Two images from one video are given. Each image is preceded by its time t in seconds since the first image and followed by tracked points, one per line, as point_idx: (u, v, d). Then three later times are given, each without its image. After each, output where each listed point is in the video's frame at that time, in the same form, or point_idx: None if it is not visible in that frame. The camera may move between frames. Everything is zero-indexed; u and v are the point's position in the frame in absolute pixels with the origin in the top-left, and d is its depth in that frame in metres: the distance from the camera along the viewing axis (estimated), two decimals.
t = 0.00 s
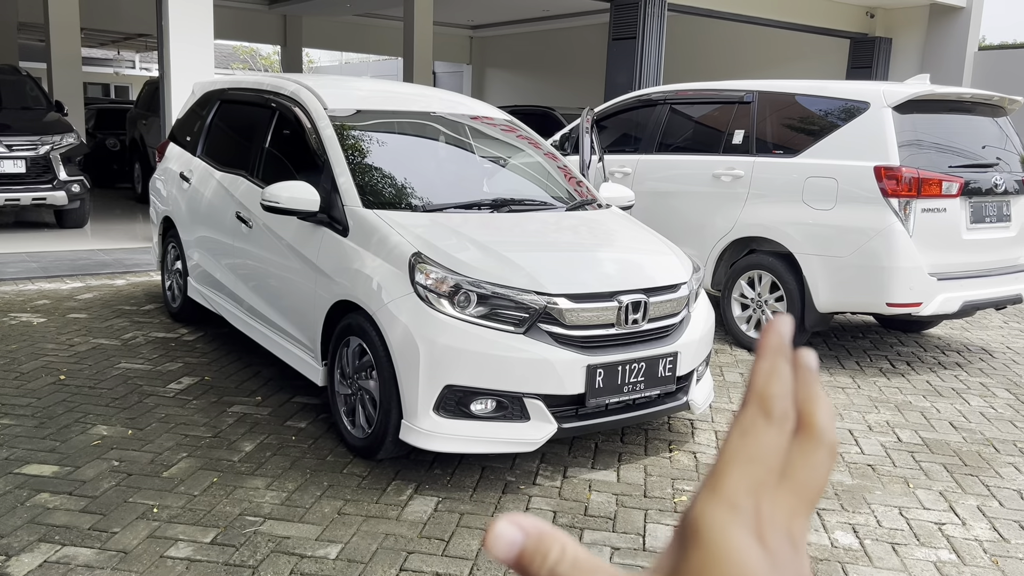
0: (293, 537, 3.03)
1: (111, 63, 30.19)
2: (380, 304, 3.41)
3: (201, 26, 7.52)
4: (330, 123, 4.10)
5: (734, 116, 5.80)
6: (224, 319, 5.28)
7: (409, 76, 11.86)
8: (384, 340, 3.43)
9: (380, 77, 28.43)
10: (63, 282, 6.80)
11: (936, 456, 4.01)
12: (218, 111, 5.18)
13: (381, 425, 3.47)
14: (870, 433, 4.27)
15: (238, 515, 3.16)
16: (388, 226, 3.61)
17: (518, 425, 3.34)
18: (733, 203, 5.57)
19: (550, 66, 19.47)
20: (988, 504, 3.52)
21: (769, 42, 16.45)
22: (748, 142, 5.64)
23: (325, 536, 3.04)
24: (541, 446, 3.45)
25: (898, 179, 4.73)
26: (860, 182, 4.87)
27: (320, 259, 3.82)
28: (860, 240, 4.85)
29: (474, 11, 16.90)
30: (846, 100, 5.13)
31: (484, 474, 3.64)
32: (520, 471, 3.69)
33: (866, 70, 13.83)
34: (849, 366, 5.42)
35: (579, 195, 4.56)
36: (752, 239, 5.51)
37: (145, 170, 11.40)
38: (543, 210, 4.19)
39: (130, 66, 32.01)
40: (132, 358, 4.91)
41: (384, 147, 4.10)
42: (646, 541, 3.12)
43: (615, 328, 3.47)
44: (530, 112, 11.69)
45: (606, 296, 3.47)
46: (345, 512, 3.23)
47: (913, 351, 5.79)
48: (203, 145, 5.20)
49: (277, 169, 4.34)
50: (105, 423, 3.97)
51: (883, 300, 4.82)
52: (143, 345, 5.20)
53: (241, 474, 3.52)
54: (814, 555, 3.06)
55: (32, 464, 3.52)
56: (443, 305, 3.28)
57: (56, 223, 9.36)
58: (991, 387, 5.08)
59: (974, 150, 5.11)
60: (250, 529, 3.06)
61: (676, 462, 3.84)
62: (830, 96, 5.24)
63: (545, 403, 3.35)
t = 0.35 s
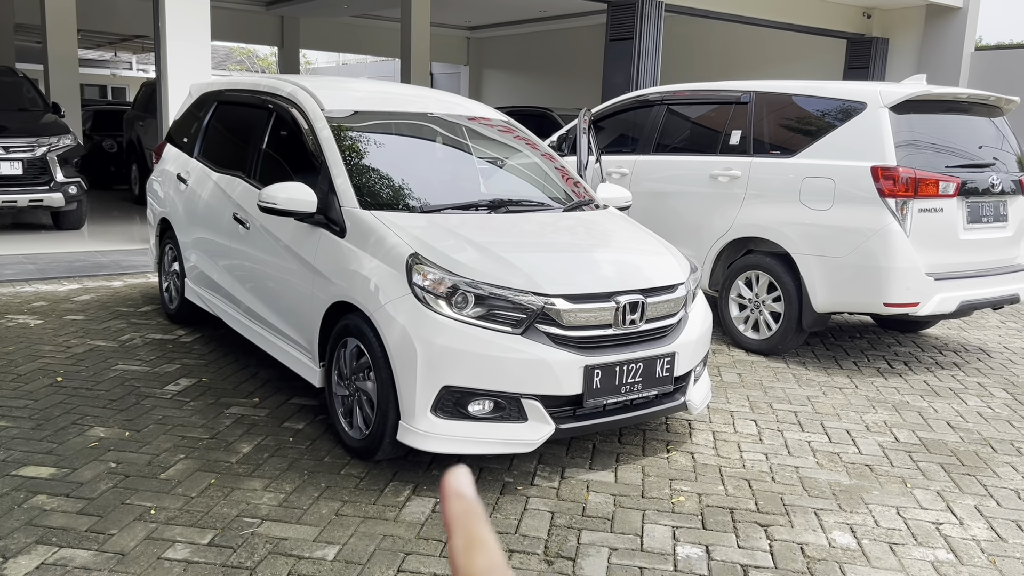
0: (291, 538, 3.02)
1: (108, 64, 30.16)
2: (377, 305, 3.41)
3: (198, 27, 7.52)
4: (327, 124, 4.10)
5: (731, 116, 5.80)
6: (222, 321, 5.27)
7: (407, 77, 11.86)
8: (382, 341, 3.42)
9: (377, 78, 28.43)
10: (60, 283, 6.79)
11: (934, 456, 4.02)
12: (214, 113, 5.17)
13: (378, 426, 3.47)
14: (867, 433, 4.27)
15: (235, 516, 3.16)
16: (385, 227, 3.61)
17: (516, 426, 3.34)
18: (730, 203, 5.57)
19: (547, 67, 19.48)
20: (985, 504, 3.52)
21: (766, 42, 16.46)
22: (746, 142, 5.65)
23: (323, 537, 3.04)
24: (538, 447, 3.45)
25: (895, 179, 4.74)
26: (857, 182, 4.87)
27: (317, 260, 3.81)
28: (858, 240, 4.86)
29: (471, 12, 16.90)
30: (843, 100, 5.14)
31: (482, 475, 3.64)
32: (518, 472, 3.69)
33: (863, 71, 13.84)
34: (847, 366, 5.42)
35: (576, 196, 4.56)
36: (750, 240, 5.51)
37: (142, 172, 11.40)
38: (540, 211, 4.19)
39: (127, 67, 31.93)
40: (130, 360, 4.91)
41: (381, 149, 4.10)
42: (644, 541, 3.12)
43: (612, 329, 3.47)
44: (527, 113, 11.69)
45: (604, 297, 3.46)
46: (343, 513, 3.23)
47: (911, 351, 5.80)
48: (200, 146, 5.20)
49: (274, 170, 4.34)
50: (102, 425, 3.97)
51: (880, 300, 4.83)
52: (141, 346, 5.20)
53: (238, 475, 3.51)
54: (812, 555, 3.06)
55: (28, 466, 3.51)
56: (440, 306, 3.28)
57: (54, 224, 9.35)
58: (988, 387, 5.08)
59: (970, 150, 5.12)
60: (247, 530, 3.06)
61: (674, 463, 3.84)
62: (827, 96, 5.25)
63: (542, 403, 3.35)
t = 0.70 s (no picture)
0: (290, 539, 3.02)
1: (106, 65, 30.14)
2: (376, 305, 3.41)
3: (196, 28, 7.51)
4: (325, 125, 4.10)
5: (728, 117, 5.81)
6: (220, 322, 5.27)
7: (405, 78, 11.85)
8: (380, 342, 3.42)
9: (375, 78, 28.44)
10: (58, 285, 6.78)
11: (932, 456, 4.02)
12: (212, 114, 5.17)
13: (377, 427, 3.47)
14: (865, 433, 4.28)
15: (234, 517, 3.16)
16: (383, 228, 3.61)
17: (514, 426, 3.35)
18: (728, 204, 5.57)
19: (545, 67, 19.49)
20: (983, 504, 3.53)
21: (764, 43, 16.47)
22: (743, 143, 5.65)
23: (321, 538, 3.04)
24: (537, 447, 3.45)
25: (893, 179, 4.75)
26: (855, 183, 4.88)
27: (315, 261, 3.81)
28: (855, 240, 4.86)
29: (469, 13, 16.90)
30: (841, 100, 5.15)
31: (480, 475, 3.64)
32: (516, 473, 3.69)
33: (861, 71, 13.85)
34: (845, 366, 5.43)
35: (574, 196, 4.56)
36: (748, 240, 5.51)
37: (140, 173, 11.39)
38: (539, 212, 4.19)
39: (124, 69, 31.88)
40: (128, 361, 4.90)
41: (379, 149, 4.10)
42: (643, 542, 3.12)
43: (611, 329, 3.47)
44: (526, 113, 11.69)
45: (602, 297, 3.46)
46: (342, 514, 3.23)
47: (909, 351, 5.80)
48: (198, 147, 5.19)
49: (272, 171, 4.34)
50: (100, 426, 3.96)
51: (878, 300, 4.83)
52: (139, 347, 5.20)
53: (237, 476, 3.51)
54: (810, 555, 3.06)
55: (26, 468, 3.50)
56: (438, 306, 3.28)
57: (51, 226, 9.34)
58: (986, 387, 5.09)
59: (968, 150, 5.12)
60: (246, 531, 3.06)
61: (672, 463, 3.85)
62: (824, 97, 5.25)
63: (540, 404, 3.35)
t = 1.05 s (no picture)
0: (289, 540, 3.02)
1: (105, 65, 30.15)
2: (375, 306, 3.40)
3: (195, 28, 7.51)
4: (324, 125, 4.10)
5: (728, 117, 5.81)
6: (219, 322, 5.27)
7: (404, 78, 11.86)
8: (380, 342, 3.42)
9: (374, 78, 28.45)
10: (57, 285, 6.78)
11: (931, 456, 4.02)
12: (212, 114, 5.17)
13: (377, 427, 3.47)
14: (865, 433, 4.28)
15: (233, 518, 3.16)
16: (383, 228, 3.61)
17: (514, 427, 3.35)
18: (727, 204, 5.58)
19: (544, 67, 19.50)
20: (983, 504, 3.53)
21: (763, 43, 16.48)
22: (743, 143, 5.65)
23: (321, 539, 3.04)
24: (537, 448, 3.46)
25: (892, 179, 4.75)
26: (854, 183, 4.88)
27: (315, 261, 3.81)
28: (855, 240, 4.86)
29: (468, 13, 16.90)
30: (840, 101, 5.15)
31: (480, 476, 3.64)
32: (516, 473, 3.69)
33: (860, 71, 13.85)
34: (844, 366, 5.43)
35: (574, 197, 4.57)
36: (747, 240, 5.52)
37: (140, 173, 11.39)
38: (538, 212, 4.19)
39: (123, 69, 31.86)
40: (127, 361, 4.90)
41: (378, 150, 4.10)
42: (642, 542, 3.12)
43: (610, 329, 3.47)
44: (525, 113, 11.69)
45: (601, 298, 3.46)
46: (341, 514, 3.22)
47: (908, 351, 5.81)
48: (197, 147, 5.19)
49: (271, 171, 4.34)
50: (99, 427, 3.96)
51: (877, 300, 4.83)
52: (138, 348, 5.19)
53: (236, 477, 3.51)
54: (809, 556, 3.06)
55: (26, 469, 3.50)
56: (437, 307, 3.28)
57: (50, 226, 9.33)
58: (985, 387, 5.09)
59: (968, 150, 5.13)
60: (246, 532, 3.06)
61: (671, 463, 3.85)
62: (823, 97, 5.26)
63: (540, 404, 3.35)
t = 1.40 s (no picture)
0: (290, 540, 3.02)
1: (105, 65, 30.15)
2: (376, 307, 3.40)
3: (195, 29, 7.51)
4: (325, 125, 4.10)
5: (728, 117, 5.80)
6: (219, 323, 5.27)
7: (405, 79, 11.86)
8: (381, 343, 3.42)
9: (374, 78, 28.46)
10: (58, 285, 6.78)
11: (932, 456, 4.02)
12: (212, 114, 5.17)
13: (378, 428, 3.47)
14: (866, 433, 4.28)
15: (234, 519, 3.15)
16: (384, 229, 3.60)
17: (515, 427, 3.35)
18: (728, 204, 5.58)
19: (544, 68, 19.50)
20: (984, 504, 3.53)
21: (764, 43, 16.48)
22: (743, 143, 5.65)
23: (322, 540, 3.03)
24: (538, 448, 3.46)
25: (893, 179, 4.75)
26: (855, 183, 4.88)
27: (316, 262, 3.80)
28: (856, 241, 4.86)
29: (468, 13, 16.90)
30: (841, 101, 5.15)
31: (481, 476, 3.64)
32: (517, 474, 3.69)
33: (861, 71, 13.86)
34: (845, 366, 5.43)
35: (574, 197, 4.57)
36: (748, 240, 5.51)
37: (140, 173, 11.39)
38: (539, 212, 4.19)
39: (122, 69, 31.91)
40: (128, 362, 4.90)
41: (379, 150, 4.10)
42: (643, 543, 3.12)
43: (611, 330, 3.47)
44: (525, 114, 11.70)
45: (603, 298, 3.46)
46: (342, 515, 3.22)
47: (909, 351, 5.81)
48: (198, 148, 5.19)
49: (272, 171, 4.33)
50: (100, 427, 3.96)
51: (878, 300, 4.83)
52: (139, 348, 5.19)
53: (237, 477, 3.51)
54: (811, 556, 3.06)
55: (26, 469, 3.50)
56: (438, 307, 3.28)
57: (51, 227, 9.33)
58: (986, 387, 5.09)
59: (968, 150, 5.13)
60: (247, 533, 3.06)
61: (673, 463, 3.85)
62: (824, 97, 5.25)
63: (541, 405, 3.35)
